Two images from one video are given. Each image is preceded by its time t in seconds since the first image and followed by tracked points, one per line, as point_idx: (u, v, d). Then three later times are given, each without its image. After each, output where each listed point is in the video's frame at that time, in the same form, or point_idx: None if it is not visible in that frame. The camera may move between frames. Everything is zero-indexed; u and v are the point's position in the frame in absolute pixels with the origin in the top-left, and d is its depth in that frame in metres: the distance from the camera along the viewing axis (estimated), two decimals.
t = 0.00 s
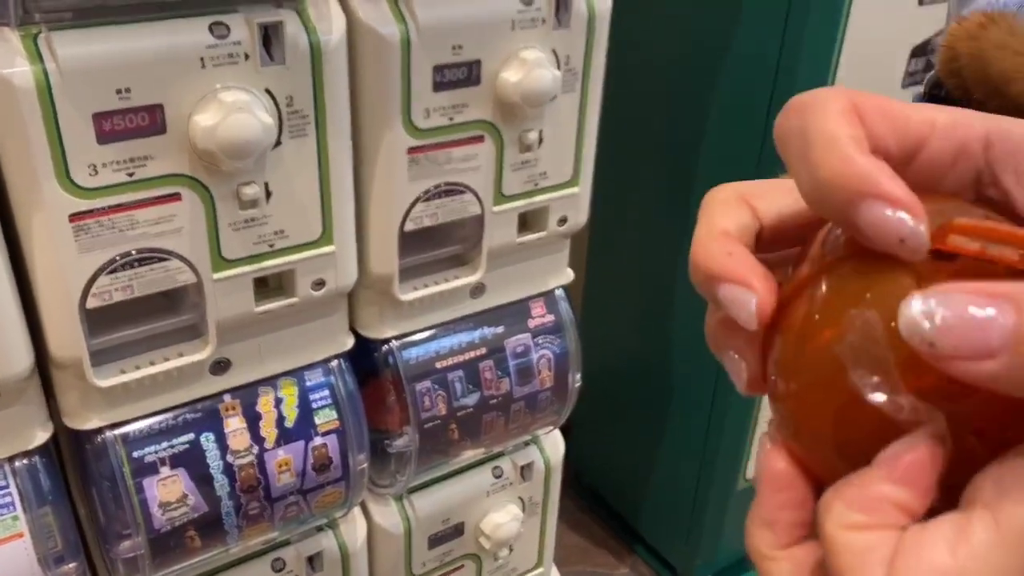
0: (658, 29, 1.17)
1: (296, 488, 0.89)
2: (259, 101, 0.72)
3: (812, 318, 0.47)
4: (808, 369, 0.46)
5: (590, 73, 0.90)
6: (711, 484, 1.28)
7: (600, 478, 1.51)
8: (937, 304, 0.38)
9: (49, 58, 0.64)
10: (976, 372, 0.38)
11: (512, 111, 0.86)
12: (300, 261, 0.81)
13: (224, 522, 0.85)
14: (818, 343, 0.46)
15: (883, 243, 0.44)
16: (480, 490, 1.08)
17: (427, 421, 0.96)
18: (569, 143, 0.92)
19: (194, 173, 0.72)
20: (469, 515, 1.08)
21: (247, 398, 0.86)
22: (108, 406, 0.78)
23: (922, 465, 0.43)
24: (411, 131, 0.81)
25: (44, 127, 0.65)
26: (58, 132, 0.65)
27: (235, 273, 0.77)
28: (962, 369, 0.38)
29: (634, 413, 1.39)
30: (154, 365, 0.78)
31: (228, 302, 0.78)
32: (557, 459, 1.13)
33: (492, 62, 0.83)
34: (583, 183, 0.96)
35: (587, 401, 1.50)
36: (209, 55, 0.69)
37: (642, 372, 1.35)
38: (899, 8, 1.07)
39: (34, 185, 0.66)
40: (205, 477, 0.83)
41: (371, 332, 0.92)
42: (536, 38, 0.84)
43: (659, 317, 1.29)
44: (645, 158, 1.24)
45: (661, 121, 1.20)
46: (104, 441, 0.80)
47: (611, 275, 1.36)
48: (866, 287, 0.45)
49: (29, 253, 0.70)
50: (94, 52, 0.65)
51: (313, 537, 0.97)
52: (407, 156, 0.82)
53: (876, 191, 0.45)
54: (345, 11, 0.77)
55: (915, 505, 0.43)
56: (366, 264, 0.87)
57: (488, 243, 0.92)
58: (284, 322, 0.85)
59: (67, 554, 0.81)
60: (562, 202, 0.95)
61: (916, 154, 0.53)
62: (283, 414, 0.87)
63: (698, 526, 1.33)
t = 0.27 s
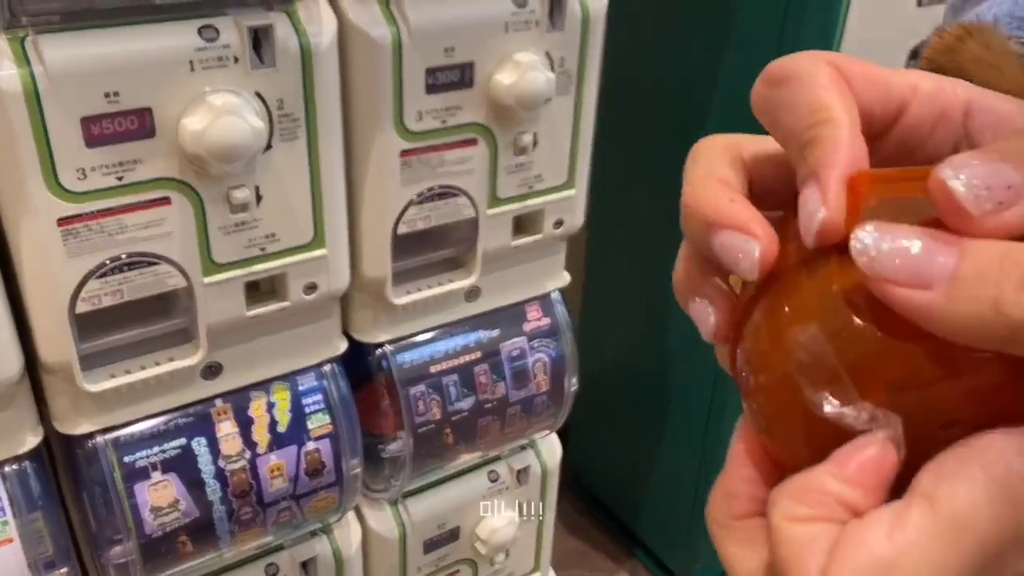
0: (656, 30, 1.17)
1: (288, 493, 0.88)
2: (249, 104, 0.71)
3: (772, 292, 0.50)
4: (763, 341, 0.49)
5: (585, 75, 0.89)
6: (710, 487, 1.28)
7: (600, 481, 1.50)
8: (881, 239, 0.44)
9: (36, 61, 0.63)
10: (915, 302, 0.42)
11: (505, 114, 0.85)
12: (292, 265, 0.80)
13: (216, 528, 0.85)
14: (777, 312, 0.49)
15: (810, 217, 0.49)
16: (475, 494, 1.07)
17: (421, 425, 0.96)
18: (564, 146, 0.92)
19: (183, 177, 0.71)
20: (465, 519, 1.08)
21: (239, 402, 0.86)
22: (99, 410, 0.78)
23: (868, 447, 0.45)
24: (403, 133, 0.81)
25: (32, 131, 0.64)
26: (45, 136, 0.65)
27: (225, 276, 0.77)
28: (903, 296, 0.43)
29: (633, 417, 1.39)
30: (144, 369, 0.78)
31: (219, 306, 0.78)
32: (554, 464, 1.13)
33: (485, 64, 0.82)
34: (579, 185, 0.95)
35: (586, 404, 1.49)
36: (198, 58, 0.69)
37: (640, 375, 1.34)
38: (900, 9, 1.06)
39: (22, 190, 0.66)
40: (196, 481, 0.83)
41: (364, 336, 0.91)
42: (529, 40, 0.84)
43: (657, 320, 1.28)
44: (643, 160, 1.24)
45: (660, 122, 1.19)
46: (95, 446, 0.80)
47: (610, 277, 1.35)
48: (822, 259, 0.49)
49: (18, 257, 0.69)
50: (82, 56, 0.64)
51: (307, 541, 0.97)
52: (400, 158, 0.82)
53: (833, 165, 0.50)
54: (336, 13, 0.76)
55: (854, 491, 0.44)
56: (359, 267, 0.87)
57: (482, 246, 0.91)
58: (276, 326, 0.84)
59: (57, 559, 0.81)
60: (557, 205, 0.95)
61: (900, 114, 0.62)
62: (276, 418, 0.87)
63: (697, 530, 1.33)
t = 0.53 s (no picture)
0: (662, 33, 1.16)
1: (288, 499, 0.88)
2: (247, 109, 0.71)
3: (750, 326, 0.50)
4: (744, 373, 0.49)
5: (587, 79, 0.89)
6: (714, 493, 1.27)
7: (604, 487, 1.50)
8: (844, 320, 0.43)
9: (33, 66, 0.63)
10: (885, 385, 0.42)
11: (507, 119, 0.85)
12: (291, 271, 0.80)
13: (216, 534, 0.85)
14: (756, 344, 0.49)
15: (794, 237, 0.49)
16: (478, 500, 1.06)
17: (422, 431, 0.95)
18: (567, 150, 0.91)
19: (181, 183, 0.71)
20: (467, 526, 1.07)
21: (239, 408, 0.85)
22: (98, 417, 0.78)
23: (844, 486, 0.45)
24: (403, 138, 0.80)
25: (29, 137, 0.64)
26: (43, 141, 0.64)
27: (224, 282, 0.77)
28: (869, 381, 0.42)
29: (637, 421, 1.38)
30: (143, 375, 0.77)
31: (218, 313, 0.78)
32: (557, 470, 1.12)
33: (486, 69, 0.82)
34: (582, 190, 0.95)
35: (591, 408, 1.48)
36: (196, 63, 0.68)
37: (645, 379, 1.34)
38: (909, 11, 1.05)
39: (19, 196, 0.65)
40: (195, 488, 0.83)
41: (365, 341, 0.91)
42: (531, 44, 0.83)
43: (662, 324, 1.27)
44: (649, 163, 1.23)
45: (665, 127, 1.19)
46: (93, 452, 0.80)
47: (615, 281, 1.35)
48: (798, 298, 0.48)
49: (15, 263, 0.69)
50: (79, 61, 0.64)
51: (308, 548, 0.97)
52: (400, 163, 0.81)
53: (813, 183, 0.51)
54: (336, 18, 0.76)
55: (826, 526, 0.44)
56: (359, 273, 0.86)
57: (483, 252, 0.91)
58: (275, 331, 0.84)
59: (56, 566, 0.81)
60: (560, 210, 0.94)
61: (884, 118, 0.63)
62: (275, 425, 0.87)
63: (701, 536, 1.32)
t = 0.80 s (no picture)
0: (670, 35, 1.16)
1: (292, 505, 0.88)
2: (250, 114, 0.70)
3: (717, 383, 0.42)
4: (716, 433, 0.41)
5: (594, 83, 0.88)
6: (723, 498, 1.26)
7: (612, 491, 1.49)
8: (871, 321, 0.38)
9: (35, 72, 0.63)
10: (930, 382, 0.36)
11: (512, 123, 0.84)
12: (294, 276, 0.79)
13: (220, 539, 0.85)
14: (729, 399, 0.41)
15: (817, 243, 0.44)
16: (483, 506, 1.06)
17: (426, 437, 0.95)
18: (573, 154, 0.90)
19: (184, 188, 0.71)
20: (472, 531, 1.07)
21: (243, 413, 0.85)
22: (101, 421, 0.78)
23: (901, 504, 0.36)
24: (408, 143, 0.80)
25: (31, 143, 0.64)
26: (45, 147, 0.64)
27: (228, 287, 0.76)
28: (911, 379, 0.36)
29: (646, 426, 1.37)
30: (146, 380, 0.77)
31: (221, 318, 0.77)
32: (563, 475, 1.11)
33: (491, 73, 0.81)
34: (588, 194, 0.94)
35: (599, 412, 1.48)
36: (198, 68, 0.68)
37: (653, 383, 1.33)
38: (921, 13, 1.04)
39: (22, 201, 0.65)
40: (199, 493, 0.83)
41: (369, 346, 0.91)
42: (536, 48, 0.83)
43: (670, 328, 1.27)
44: (658, 167, 1.22)
45: (674, 130, 1.18)
46: (97, 456, 0.79)
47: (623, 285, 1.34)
48: (803, 317, 0.41)
49: (18, 268, 0.69)
50: (82, 66, 0.64)
51: (313, 553, 0.96)
52: (404, 168, 0.81)
53: (784, 203, 0.46)
54: (340, 22, 0.75)
55: (908, 548, 0.35)
56: (364, 278, 0.86)
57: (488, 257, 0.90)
58: (279, 336, 0.84)
59: (60, 570, 0.81)
60: (566, 214, 0.93)
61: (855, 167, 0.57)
62: (279, 430, 0.86)
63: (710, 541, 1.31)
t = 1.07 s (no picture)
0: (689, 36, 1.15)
1: (305, 510, 0.87)
2: (264, 119, 0.70)
3: (736, 464, 0.37)
4: (738, 515, 0.36)
5: (611, 86, 0.87)
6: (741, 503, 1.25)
7: (628, 495, 1.48)
8: (889, 398, 0.33)
9: (48, 76, 0.63)
10: (953, 454, 0.31)
11: (528, 127, 0.83)
12: (309, 281, 0.79)
13: (233, 545, 0.85)
14: (749, 491, 0.36)
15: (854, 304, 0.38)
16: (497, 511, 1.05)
17: (441, 442, 0.94)
18: (590, 158, 0.89)
19: (198, 192, 0.70)
20: (487, 537, 1.06)
21: (257, 418, 0.85)
22: (115, 426, 0.77)
23: (963, 556, 0.30)
24: (423, 147, 0.79)
25: (44, 148, 0.63)
26: (58, 151, 0.64)
27: (242, 292, 0.76)
28: (931, 449, 0.31)
29: (662, 430, 1.36)
30: (160, 385, 0.77)
31: (235, 323, 0.77)
32: (579, 481, 1.10)
33: (507, 77, 0.80)
34: (605, 198, 0.93)
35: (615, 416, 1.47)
36: (212, 72, 0.68)
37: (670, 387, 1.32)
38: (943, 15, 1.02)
39: (35, 206, 0.65)
40: (212, 498, 0.82)
41: (384, 351, 0.90)
42: (553, 51, 0.82)
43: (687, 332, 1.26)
44: (676, 170, 1.21)
45: (691, 133, 1.17)
46: (110, 461, 0.79)
47: (640, 288, 1.33)
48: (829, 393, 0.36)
49: (31, 273, 0.69)
50: (95, 70, 0.63)
51: (326, 557, 0.96)
52: (419, 172, 0.80)
53: (832, 255, 0.40)
54: (356, 25, 0.75)
55: None
56: (378, 283, 0.85)
57: (504, 262, 0.89)
58: (294, 341, 0.83)
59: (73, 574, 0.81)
60: (582, 218, 0.92)
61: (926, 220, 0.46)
62: (293, 435, 0.86)
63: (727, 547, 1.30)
